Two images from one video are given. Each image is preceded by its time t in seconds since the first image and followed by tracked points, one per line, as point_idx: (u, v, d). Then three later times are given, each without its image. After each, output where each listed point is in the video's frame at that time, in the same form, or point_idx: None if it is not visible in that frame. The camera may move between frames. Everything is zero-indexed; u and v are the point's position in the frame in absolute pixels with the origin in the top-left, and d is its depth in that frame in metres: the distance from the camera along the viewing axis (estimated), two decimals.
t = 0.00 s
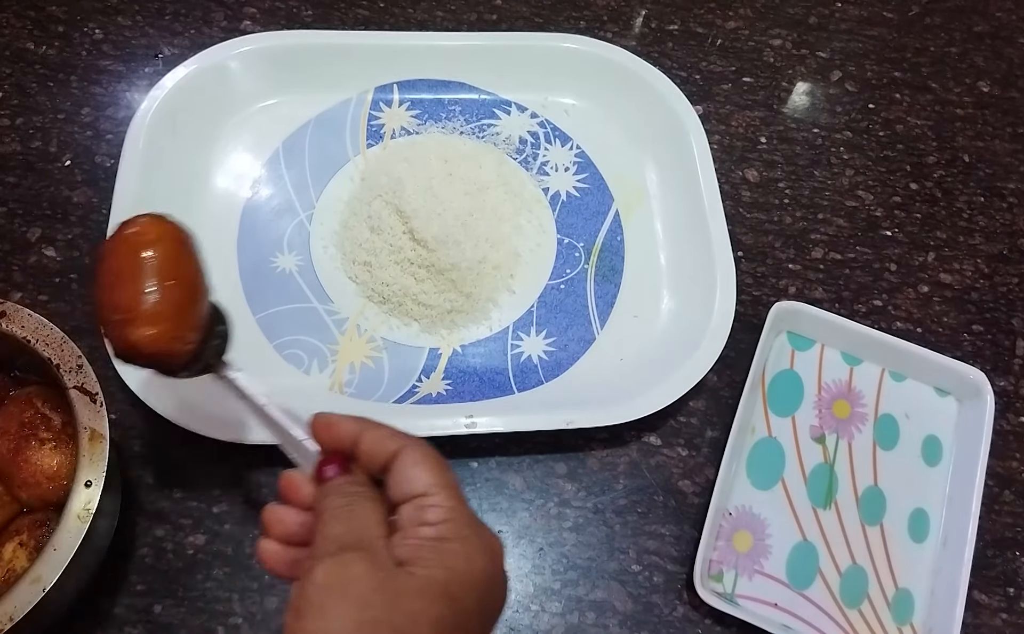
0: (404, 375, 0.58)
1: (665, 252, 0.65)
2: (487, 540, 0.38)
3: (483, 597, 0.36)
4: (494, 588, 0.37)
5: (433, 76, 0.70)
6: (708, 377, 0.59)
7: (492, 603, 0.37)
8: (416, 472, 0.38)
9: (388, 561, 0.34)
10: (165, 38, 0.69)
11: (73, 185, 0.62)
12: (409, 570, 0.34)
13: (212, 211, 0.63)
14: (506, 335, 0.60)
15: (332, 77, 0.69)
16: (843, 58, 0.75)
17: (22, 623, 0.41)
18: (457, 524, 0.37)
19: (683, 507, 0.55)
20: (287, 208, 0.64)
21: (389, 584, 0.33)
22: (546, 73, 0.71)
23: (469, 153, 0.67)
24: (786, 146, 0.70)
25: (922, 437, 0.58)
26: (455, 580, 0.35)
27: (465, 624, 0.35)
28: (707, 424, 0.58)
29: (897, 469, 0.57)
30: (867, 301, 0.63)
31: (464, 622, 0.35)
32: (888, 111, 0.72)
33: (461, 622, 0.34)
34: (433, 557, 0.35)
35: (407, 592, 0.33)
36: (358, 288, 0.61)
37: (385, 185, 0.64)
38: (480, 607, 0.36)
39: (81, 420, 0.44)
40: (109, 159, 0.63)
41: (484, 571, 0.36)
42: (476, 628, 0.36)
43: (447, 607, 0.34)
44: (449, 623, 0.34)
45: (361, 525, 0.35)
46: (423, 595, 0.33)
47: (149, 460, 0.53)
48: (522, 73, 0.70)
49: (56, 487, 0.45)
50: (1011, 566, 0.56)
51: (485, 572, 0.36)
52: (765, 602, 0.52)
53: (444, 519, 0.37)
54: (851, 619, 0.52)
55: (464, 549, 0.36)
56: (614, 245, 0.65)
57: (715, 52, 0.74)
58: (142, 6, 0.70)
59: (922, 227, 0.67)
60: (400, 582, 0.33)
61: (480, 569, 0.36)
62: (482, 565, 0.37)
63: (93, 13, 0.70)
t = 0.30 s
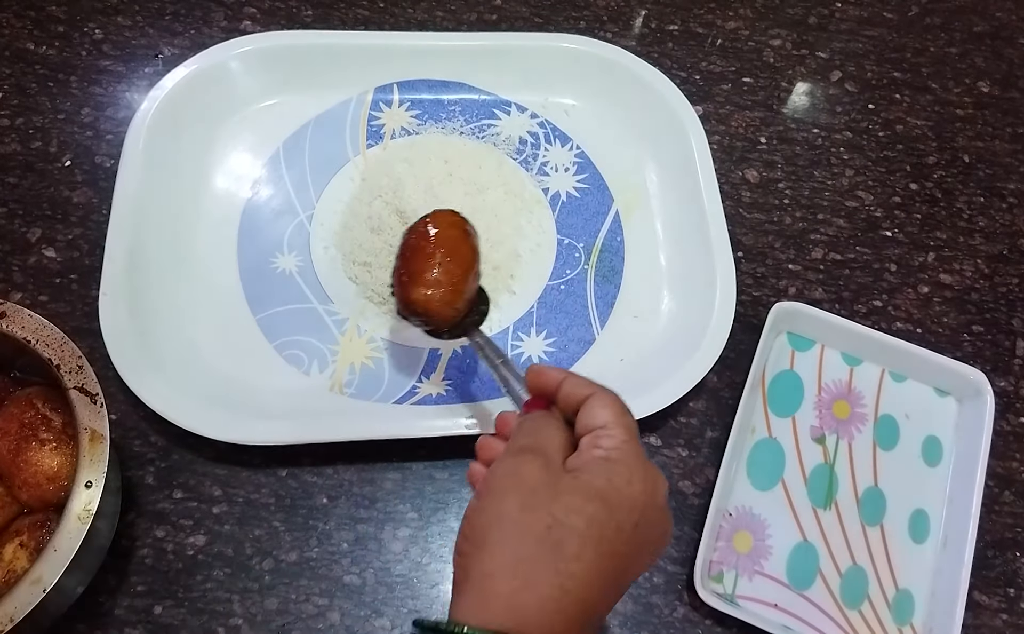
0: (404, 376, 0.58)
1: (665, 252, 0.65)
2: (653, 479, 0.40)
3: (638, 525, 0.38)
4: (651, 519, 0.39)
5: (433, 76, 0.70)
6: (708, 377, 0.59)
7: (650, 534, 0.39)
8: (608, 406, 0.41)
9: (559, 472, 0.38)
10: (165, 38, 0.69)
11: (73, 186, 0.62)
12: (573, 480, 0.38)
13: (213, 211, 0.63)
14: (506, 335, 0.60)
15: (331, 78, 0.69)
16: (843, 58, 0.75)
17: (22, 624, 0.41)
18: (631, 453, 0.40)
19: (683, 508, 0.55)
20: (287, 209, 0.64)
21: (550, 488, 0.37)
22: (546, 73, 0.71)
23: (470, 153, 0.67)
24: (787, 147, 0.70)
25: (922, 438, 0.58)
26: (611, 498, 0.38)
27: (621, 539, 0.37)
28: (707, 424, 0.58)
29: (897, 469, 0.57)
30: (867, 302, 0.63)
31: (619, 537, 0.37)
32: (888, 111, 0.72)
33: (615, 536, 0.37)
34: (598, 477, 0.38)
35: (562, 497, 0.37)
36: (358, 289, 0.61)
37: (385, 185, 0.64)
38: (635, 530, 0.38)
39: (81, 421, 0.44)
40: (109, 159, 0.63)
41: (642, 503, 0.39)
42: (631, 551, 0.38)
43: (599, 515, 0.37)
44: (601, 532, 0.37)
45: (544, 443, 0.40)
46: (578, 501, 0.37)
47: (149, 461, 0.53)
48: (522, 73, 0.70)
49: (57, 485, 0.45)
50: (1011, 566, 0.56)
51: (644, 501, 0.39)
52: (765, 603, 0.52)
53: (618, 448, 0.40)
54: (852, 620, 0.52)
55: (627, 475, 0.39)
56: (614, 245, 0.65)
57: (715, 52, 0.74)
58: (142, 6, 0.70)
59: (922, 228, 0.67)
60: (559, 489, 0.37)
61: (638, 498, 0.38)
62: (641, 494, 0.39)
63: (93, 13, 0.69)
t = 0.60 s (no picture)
0: (404, 376, 0.58)
1: (665, 252, 0.65)
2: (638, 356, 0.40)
3: (620, 399, 0.38)
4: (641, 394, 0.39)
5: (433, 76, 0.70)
6: (708, 377, 0.59)
7: (637, 408, 0.39)
8: (593, 297, 0.42)
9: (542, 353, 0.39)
10: (166, 39, 0.69)
11: (73, 186, 0.62)
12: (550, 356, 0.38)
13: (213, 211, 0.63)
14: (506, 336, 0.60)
15: (332, 77, 0.69)
16: (843, 58, 0.75)
17: (22, 624, 0.41)
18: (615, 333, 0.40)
19: (683, 508, 0.55)
20: (287, 209, 0.64)
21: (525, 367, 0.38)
22: (546, 73, 0.71)
23: (470, 154, 0.67)
24: (787, 147, 0.70)
25: (922, 438, 0.58)
26: (585, 372, 0.38)
27: (597, 407, 0.37)
28: (707, 424, 0.58)
29: (897, 469, 0.57)
30: (867, 302, 0.63)
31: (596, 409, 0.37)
32: (888, 112, 0.72)
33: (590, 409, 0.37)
34: (572, 353, 0.39)
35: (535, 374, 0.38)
36: (358, 289, 0.61)
37: (385, 186, 0.64)
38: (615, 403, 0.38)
39: (81, 422, 0.44)
40: (110, 160, 0.63)
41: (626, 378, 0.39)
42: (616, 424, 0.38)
43: (570, 388, 0.37)
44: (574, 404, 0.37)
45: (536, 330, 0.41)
46: (550, 376, 0.38)
47: (149, 461, 0.53)
48: (522, 73, 0.70)
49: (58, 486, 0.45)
50: (1011, 566, 0.56)
51: (624, 373, 0.39)
52: (765, 602, 0.52)
53: (598, 330, 0.40)
54: (852, 620, 0.52)
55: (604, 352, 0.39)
56: (614, 245, 0.65)
57: (715, 52, 0.74)
58: (143, 7, 0.70)
59: (922, 228, 0.67)
60: (533, 366, 0.38)
61: (618, 374, 0.38)
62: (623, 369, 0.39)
63: (93, 13, 0.70)
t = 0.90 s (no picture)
0: (404, 376, 0.58)
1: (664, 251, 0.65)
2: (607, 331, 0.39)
3: (587, 377, 0.37)
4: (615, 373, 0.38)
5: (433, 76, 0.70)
6: (708, 377, 0.59)
7: (610, 385, 0.37)
8: (565, 277, 0.42)
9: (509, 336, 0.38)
10: (165, 38, 0.69)
11: (72, 186, 0.62)
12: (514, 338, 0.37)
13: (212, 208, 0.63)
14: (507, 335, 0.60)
15: (331, 77, 0.69)
16: (842, 58, 0.75)
17: (22, 625, 0.41)
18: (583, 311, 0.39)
19: (683, 508, 0.55)
20: (288, 209, 0.64)
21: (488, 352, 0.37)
22: (546, 72, 0.71)
23: (470, 153, 0.67)
24: (787, 146, 0.70)
25: (922, 438, 0.58)
26: (549, 352, 0.37)
27: (563, 389, 0.36)
28: (707, 424, 0.58)
29: (897, 469, 0.57)
30: (867, 302, 0.63)
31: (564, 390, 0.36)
32: (888, 111, 0.72)
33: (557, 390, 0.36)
34: (534, 332, 0.37)
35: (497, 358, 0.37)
36: (358, 289, 0.61)
37: (384, 185, 0.64)
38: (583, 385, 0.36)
39: (81, 422, 0.44)
40: (109, 159, 0.63)
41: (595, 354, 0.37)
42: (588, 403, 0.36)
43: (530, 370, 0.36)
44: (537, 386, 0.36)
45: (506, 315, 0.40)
46: (511, 360, 0.36)
47: (149, 461, 0.53)
48: (521, 73, 0.70)
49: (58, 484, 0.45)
50: (1011, 566, 0.56)
51: (592, 351, 0.37)
52: (764, 602, 0.52)
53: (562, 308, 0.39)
54: (851, 620, 0.52)
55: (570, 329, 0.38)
56: (614, 245, 0.65)
57: (715, 52, 0.73)
58: (142, 6, 0.70)
59: (922, 228, 0.67)
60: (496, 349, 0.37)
61: (585, 351, 0.37)
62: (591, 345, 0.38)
63: (93, 13, 0.69)
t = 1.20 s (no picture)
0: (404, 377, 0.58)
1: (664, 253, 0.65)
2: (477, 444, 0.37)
3: (471, 529, 0.35)
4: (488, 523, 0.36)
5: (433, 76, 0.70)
6: (708, 377, 0.59)
7: (473, 536, 0.35)
8: (418, 376, 0.38)
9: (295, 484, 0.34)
10: (165, 38, 0.69)
11: (73, 186, 0.62)
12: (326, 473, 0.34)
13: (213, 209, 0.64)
14: (506, 335, 0.60)
15: (332, 78, 0.69)
16: (842, 58, 0.75)
17: (22, 625, 0.41)
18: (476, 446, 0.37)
19: (683, 508, 0.55)
20: (288, 209, 0.64)
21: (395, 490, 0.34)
22: (546, 73, 0.71)
23: (470, 153, 0.67)
24: (787, 147, 0.70)
25: (922, 437, 0.58)
26: (439, 486, 0.34)
27: (450, 545, 0.33)
28: (707, 424, 0.58)
29: (897, 469, 0.57)
30: (867, 302, 0.63)
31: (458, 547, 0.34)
32: (888, 112, 0.72)
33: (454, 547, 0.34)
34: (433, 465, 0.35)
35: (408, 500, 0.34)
36: (358, 289, 0.61)
37: (384, 185, 0.64)
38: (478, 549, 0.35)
39: (80, 422, 0.44)
40: (109, 160, 0.63)
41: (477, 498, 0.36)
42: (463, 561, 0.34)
43: (442, 509, 0.34)
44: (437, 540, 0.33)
45: (352, 439, 0.36)
46: (387, 510, 0.33)
47: (149, 461, 0.53)
48: (521, 74, 0.70)
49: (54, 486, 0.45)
50: (1011, 566, 0.56)
51: (454, 481, 0.35)
52: (764, 602, 0.52)
53: (441, 424, 0.37)
54: (852, 620, 0.52)
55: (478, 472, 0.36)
56: (614, 245, 0.65)
57: (715, 52, 0.74)
58: (142, 7, 0.70)
59: (922, 228, 0.67)
60: (388, 494, 0.34)
61: (484, 500, 0.36)
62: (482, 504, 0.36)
63: (93, 13, 0.69)
